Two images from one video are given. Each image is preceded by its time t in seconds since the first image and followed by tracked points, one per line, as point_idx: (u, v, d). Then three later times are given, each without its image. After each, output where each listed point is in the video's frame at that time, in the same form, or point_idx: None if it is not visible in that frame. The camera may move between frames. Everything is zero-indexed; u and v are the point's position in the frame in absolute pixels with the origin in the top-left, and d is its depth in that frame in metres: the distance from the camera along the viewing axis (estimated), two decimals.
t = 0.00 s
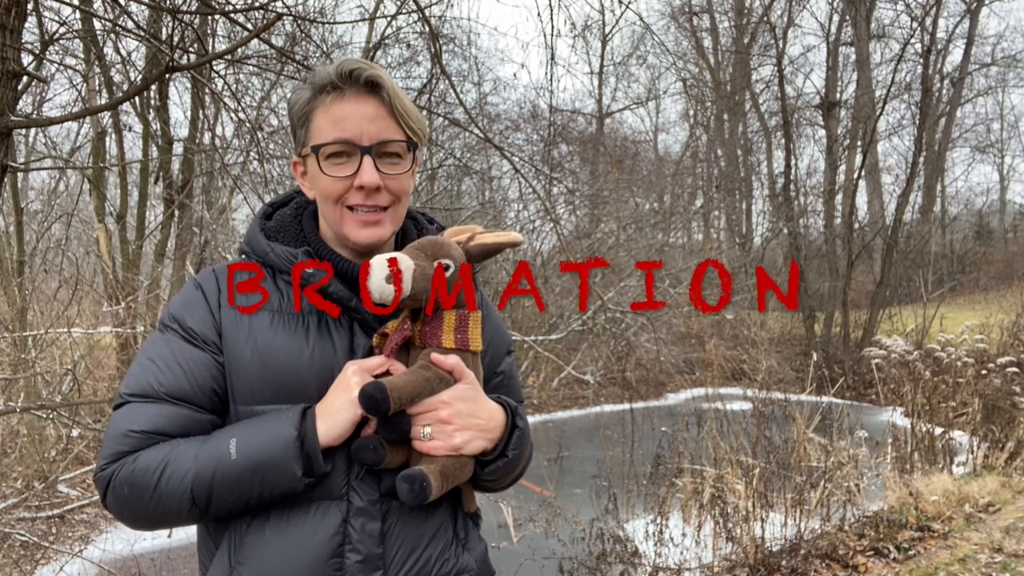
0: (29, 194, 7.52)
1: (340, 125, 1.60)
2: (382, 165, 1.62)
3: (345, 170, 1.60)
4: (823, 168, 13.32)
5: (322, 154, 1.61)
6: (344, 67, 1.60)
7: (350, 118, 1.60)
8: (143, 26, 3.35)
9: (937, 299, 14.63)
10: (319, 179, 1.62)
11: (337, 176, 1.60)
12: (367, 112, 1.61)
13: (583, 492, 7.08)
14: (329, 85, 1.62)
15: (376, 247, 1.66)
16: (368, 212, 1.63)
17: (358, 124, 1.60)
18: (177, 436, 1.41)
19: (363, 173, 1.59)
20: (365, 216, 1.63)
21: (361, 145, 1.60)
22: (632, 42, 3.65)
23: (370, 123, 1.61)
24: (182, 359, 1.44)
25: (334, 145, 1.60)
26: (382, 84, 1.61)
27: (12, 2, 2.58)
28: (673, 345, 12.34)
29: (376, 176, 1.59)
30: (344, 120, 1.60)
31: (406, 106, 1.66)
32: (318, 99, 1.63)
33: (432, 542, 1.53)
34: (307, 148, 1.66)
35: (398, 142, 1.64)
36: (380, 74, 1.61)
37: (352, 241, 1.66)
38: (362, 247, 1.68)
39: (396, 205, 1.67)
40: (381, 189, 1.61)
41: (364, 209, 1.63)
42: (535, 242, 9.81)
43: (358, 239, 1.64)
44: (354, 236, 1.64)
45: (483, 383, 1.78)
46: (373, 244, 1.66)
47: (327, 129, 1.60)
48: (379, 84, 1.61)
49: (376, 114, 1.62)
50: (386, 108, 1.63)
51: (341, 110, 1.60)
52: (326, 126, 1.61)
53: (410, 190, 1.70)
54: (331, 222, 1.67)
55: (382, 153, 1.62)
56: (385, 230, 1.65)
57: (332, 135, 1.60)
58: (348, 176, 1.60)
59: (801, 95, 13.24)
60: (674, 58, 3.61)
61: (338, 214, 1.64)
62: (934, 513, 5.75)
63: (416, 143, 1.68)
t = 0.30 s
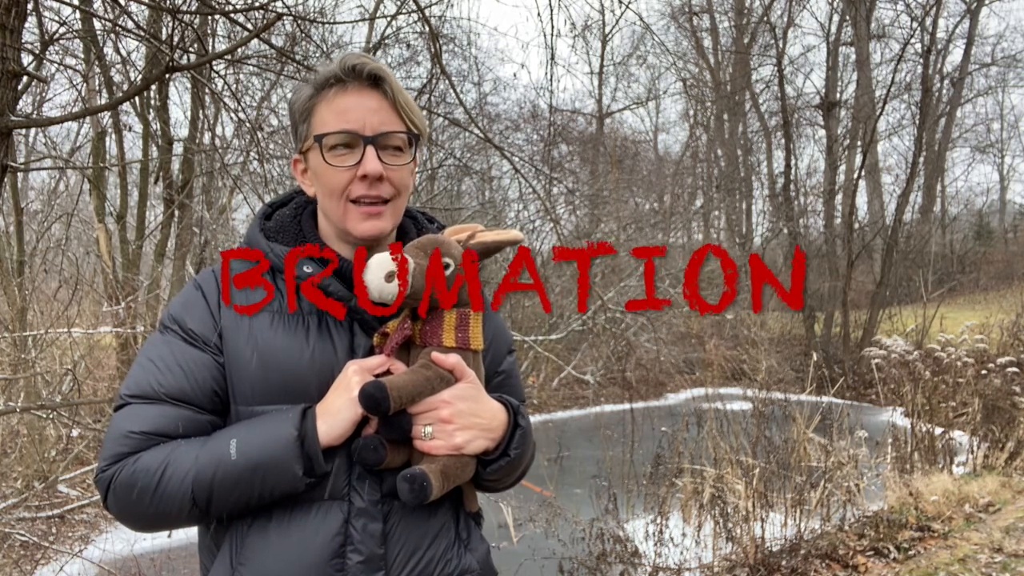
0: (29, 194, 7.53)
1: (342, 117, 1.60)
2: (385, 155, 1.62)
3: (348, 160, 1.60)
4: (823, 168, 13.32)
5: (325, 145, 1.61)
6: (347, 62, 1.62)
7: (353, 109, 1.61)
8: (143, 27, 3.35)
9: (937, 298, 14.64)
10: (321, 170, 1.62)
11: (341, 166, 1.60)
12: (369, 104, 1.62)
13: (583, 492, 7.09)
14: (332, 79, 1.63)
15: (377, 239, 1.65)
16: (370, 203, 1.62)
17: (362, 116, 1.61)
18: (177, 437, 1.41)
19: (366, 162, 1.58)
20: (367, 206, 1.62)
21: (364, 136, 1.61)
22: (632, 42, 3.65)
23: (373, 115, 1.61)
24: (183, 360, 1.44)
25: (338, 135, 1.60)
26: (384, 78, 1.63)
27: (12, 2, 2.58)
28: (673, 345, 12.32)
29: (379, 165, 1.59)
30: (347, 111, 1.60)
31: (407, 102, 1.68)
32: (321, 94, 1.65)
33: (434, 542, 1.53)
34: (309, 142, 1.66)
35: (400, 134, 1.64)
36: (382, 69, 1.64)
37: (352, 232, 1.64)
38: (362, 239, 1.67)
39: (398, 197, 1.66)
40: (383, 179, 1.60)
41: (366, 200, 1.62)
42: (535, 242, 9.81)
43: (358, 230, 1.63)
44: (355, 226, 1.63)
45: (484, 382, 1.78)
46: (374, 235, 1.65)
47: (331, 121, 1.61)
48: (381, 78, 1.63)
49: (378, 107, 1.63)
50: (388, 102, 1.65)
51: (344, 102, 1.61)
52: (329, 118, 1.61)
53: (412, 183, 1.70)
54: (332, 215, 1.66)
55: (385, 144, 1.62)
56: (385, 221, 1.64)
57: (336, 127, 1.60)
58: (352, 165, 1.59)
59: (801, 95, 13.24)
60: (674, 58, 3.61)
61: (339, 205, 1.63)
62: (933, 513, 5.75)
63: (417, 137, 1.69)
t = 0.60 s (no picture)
0: (29, 194, 7.53)
1: (325, 120, 1.60)
2: (369, 155, 1.62)
3: (333, 162, 1.60)
4: (823, 168, 13.31)
5: (310, 148, 1.62)
6: (326, 63, 1.61)
7: (334, 111, 1.60)
8: (143, 26, 3.35)
9: (937, 298, 14.64)
10: (309, 174, 1.63)
11: (326, 169, 1.60)
12: (351, 104, 1.61)
13: (583, 492, 7.09)
14: (314, 82, 1.63)
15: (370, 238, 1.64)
16: (358, 203, 1.62)
17: (344, 117, 1.60)
18: (180, 437, 1.41)
19: (349, 163, 1.58)
20: (356, 207, 1.62)
21: (347, 137, 1.60)
22: (632, 42, 3.64)
23: (355, 115, 1.61)
24: (185, 360, 1.44)
25: (321, 138, 1.61)
26: (364, 77, 1.61)
27: (12, 1, 2.58)
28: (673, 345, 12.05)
29: (363, 166, 1.58)
30: (329, 114, 1.60)
31: (392, 97, 1.66)
32: (306, 98, 1.65)
33: (436, 541, 1.53)
34: (298, 147, 1.67)
35: (384, 131, 1.63)
36: (363, 67, 1.62)
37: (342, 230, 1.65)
38: (356, 238, 1.67)
39: (388, 194, 1.66)
40: (368, 178, 1.60)
41: (354, 200, 1.62)
42: (535, 242, 9.82)
43: (349, 230, 1.63)
44: (346, 226, 1.63)
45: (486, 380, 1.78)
46: (367, 234, 1.65)
47: (315, 124, 1.61)
48: (361, 76, 1.62)
49: (361, 107, 1.62)
50: (371, 100, 1.63)
51: (326, 105, 1.61)
52: (313, 122, 1.62)
53: (403, 179, 1.69)
54: (324, 216, 1.66)
55: (369, 143, 1.62)
56: (376, 220, 1.64)
57: (319, 130, 1.61)
58: (336, 168, 1.60)
59: (801, 95, 13.25)
60: (674, 58, 3.61)
61: (329, 207, 1.63)
62: (933, 513, 5.75)
63: (405, 133, 1.67)
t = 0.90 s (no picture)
0: (29, 194, 7.53)
1: (323, 136, 1.58)
2: (367, 176, 1.61)
3: (329, 182, 1.60)
4: (824, 167, 13.31)
5: (307, 164, 1.60)
6: (325, 76, 1.56)
7: (332, 130, 1.57)
8: (143, 27, 3.35)
9: (937, 298, 14.65)
10: (306, 190, 1.62)
11: (323, 189, 1.60)
12: (350, 121, 1.58)
13: (583, 492, 7.09)
14: (312, 93, 1.58)
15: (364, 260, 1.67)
16: (354, 226, 1.64)
17: (342, 136, 1.57)
18: (176, 445, 1.40)
19: (347, 186, 1.58)
20: (352, 229, 1.64)
21: (345, 157, 1.59)
22: (632, 42, 3.65)
23: (353, 134, 1.58)
24: (180, 368, 1.43)
25: (318, 157, 1.59)
26: (365, 94, 1.56)
27: (12, 2, 2.58)
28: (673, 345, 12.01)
29: (360, 190, 1.59)
30: (326, 132, 1.57)
31: (392, 112, 1.62)
32: (303, 106, 1.60)
33: (431, 545, 1.53)
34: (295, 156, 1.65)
35: (383, 151, 1.62)
36: (363, 82, 1.57)
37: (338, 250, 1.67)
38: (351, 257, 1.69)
39: (385, 213, 1.67)
40: (366, 201, 1.61)
41: (350, 222, 1.63)
42: (535, 242, 9.82)
43: (344, 252, 1.66)
44: (341, 248, 1.65)
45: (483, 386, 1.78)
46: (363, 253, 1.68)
47: (311, 140, 1.59)
48: (361, 92, 1.57)
49: (360, 123, 1.58)
50: (371, 116, 1.59)
51: (324, 121, 1.58)
52: (311, 137, 1.59)
53: (401, 195, 1.70)
54: (320, 233, 1.68)
55: (367, 163, 1.61)
56: (372, 241, 1.66)
57: (315, 147, 1.59)
58: (333, 189, 1.59)
59: (801, 95, 13.26)
60: (673, 58, 3.60)
61: (325, 226, 1.65)
62: (934, 513, 5.75)
63: (403, 150, 1.65)
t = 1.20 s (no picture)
0: (29, 194, 7.53)
1: (321, 139, 1.56)
2: (365, 180, 1.60)
3: (327, 186, 1.59)
4: (824, 168, 13.30)
5: (304, 167, 1.59)
6: (324, 77, 1.54)
7: (331, 133, 1.56)
8: (143, 27, 3.35)
9: (937, 298, 14.65)
10: (303, 192, 1.62)
11: (320, 192, 1.59)
12: (348, 125, 1.57)
13: (583, 492, 7.09)
14: (310, 94, 1.56)
15: (361, 261, 1.67)
16: (352, 229, 1.63)
17: (340, 139, 1.56)
18: (171, 448, 1.40)
19: (345, 191, 1.57)
20: (350, 232, 1.63)
21: (343, 161, 1.58)
22: (632, 42, 3.65)
23: (352, 137, 1.57)
24: (175, 371, 1.43)
25: (316, 160, 1.58)
26: (364, 97, 1.55)
27: (12, 2, 2.58)
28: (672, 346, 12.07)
29: (358, 195, 1.58)
30: (325, 136, 1.56)
31: (391, 114, 1.61)
32: (301, 107, 1.59)
33: (427, 547, 1.54)
34: (292, 157, 1.64)
35: (382, 155, 1.61)
36: (361, 85, 1.55)
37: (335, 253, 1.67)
38: (348, 259, 1.69)
39: (382, 218, 1.67)
40: (364, 206, 1.61)
41: (349, 226, 1.63)
42: (535, 243, 9.82)
43: (342, 254, 1.65)
44: (339, 249, 1.65)
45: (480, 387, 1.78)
46: (359, 257, 1.68)
47: (309, 143, 1.57)
48: (361, 95, 1.55)
49: (358, 127, 1.57)
50: (368, 119, 1.58)
51: (322, 123, 1.56)
52: (308, 139, 1.58)
53: (399, 198, 1.69)
54: (318, 234, 1.67)
55: (366, 168, 1.60)
56: (370, 245, 1.66)
57: (313, 150, 1.57)
58: (331, 194, 1.58)
59: (801, 95, 13.26)
60: (674, 58, 3.61)
61: (324, 228, 1.65)
62: (933, 513, 5.75)
63: (402, 154, 1.65)
